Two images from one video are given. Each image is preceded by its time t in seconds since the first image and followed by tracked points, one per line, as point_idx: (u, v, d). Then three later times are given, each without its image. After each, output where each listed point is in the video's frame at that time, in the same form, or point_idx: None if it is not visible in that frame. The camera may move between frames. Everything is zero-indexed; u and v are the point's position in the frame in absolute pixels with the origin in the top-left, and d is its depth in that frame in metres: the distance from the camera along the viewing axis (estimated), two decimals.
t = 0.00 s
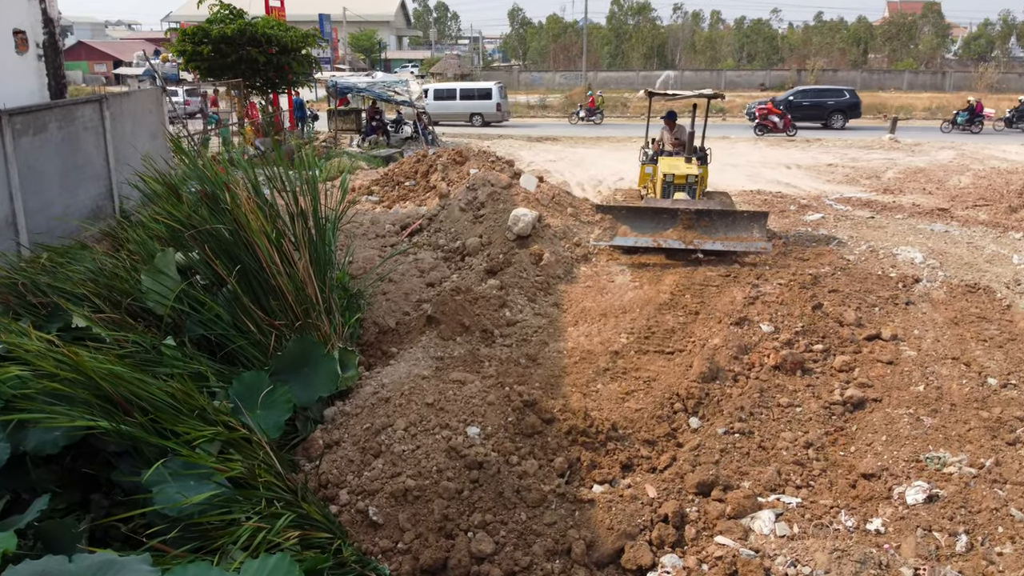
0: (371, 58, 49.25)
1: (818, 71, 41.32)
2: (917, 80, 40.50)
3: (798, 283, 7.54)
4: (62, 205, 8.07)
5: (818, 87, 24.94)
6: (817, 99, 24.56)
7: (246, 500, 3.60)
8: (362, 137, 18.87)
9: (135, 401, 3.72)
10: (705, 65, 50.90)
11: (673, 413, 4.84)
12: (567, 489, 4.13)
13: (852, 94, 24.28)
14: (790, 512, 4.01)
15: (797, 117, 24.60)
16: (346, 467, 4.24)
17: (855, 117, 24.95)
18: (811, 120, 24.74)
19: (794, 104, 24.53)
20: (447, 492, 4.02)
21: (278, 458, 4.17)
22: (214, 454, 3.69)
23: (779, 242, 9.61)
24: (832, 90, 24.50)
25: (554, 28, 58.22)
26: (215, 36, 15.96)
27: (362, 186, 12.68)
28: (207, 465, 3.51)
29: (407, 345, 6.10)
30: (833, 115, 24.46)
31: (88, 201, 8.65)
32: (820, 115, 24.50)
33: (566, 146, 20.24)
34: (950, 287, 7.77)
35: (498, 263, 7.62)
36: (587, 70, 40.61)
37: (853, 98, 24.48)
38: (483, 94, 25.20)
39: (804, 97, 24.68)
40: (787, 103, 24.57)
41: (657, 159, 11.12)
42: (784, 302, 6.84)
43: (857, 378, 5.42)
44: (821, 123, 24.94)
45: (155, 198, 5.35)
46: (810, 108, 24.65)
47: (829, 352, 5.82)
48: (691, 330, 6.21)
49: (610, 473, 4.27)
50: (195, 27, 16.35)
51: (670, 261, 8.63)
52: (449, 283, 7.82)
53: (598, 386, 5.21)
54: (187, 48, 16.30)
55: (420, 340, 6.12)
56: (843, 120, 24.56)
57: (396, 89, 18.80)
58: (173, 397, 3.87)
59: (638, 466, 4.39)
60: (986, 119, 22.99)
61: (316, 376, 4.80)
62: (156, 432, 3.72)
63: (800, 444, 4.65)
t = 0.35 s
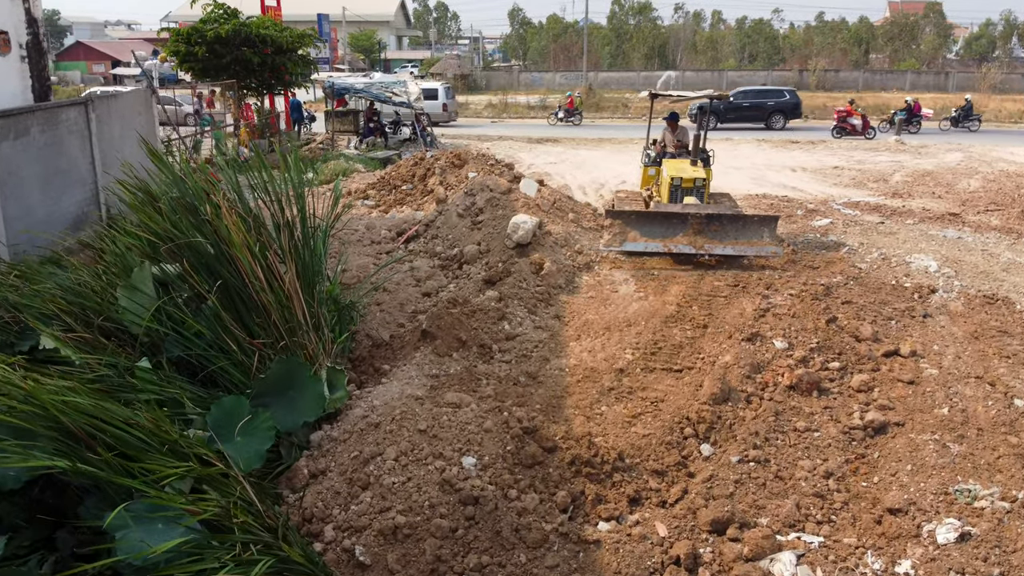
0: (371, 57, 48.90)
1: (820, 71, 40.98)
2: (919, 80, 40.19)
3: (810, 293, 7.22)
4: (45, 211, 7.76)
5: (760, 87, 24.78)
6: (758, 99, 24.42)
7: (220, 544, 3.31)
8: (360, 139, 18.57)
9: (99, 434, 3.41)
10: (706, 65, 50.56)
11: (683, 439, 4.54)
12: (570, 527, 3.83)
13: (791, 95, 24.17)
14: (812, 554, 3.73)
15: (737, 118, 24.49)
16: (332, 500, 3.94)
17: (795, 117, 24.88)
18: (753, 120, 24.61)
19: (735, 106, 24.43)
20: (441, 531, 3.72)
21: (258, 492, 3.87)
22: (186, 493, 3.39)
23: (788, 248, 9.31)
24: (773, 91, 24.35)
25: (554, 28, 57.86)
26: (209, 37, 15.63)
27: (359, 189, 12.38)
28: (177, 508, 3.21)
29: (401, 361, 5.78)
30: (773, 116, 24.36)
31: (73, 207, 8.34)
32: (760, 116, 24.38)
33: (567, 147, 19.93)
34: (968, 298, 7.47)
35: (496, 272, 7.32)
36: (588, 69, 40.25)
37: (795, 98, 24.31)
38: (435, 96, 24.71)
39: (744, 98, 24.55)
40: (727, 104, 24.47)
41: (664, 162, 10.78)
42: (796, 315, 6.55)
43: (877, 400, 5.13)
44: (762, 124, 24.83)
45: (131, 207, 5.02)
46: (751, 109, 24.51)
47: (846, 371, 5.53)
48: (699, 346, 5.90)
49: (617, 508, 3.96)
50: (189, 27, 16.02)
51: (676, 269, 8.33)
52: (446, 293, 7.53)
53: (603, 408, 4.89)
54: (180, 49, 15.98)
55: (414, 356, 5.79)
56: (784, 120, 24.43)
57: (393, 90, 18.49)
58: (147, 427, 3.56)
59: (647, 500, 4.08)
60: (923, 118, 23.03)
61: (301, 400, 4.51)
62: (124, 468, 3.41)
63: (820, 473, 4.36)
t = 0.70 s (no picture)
0: (371, 58, 48.55)
1: (824, 71, 40.66)
2: (924, 80, 39.85)
3: (836, 304, 6.92)
4: (37, 218, 7.44)
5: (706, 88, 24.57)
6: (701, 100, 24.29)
7: None
8: (362, 140, 18.29)
9: (85, 473, 3.10)
10: (709, 65, 50.22)
11: (715, 468, 4.25)
12: (599, 568, 3.53)
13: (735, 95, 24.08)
14: None
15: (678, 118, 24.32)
16: (340, 536, 3.64)
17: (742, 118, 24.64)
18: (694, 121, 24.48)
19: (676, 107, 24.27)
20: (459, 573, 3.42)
21: (260, 529, 3.58)
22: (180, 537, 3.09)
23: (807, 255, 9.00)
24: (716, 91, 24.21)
25: (555, 28, 57.52)
26: (209, 37, 15.31)
27: (362, 192, 12.07)
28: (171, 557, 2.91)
29: (409, 377, 5.45)
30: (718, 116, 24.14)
31: (67, 212, 8.03)
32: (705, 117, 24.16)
33: (572, 149, 19.63)
34: (999, 308, 7.17)
35: (507, 281, 6.99)
36: (590, 69, 39.88)
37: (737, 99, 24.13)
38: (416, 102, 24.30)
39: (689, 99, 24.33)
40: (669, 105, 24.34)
41: (677, 164, 10.48)
42: (823, 328, 6.26)
43: (918, 422, 4.85)
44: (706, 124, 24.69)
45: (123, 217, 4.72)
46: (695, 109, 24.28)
47: (882, 390, 5.24)
48: (724, 361, 5.60)
49: (649, 547, 3.66)
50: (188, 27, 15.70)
51: (692, 275, 8.03)
52: (455, 302, 7.22)
53: (627, 432, 4.58)
54: (179, 49, 15.69)
55: (424, 373, 5.46)
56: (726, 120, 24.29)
57: (396, 90, 18.17)
58: (139, 461, 3.26)
59: (680, 537, 3.78)
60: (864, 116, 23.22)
61: (305, 425, 4.22)
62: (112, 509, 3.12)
63: (864, 506, 4.10)
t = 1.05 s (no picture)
0: (371, 57, 48.23)
1: (827, 71, 40.39)
2: (928, 80, 39.56)
3: (863, 313, 6.66)
4: (32, 224, 7.17)
5: (646, 90, 24.59)
6: (643, 100, 24.21)
7: None
8: (364, 141, 18.01)
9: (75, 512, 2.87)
10: (711, 65, 49.89)
11: (751, 496, 4.01)
12: None
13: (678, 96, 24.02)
14: None
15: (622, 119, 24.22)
16: (352, 571, 3.38)
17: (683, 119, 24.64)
18: (638, 121, 24.39)
19: (621, 107, 24.16)
20: None
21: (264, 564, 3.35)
22: None
23: (826, 261, 8.75)
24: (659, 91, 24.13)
25: (556, 28, 57.18)
26: (210, 37, 15.02)
27: (366, 195, 11.79)
28: None
29: (420, 393, 5.15)
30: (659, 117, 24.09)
31: (63, 218, 7.75)
32: (646, 117, 24.09)
33: (577, 150, 19.36)
34: None
35: (519, 290, 6.71)
36: (592, 69, 39.55)
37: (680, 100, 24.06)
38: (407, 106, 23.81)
39: (630, 99, 24.23)
40: (614, 105, 24.25)
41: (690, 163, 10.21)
42: (852, 339, 6.00)
43: (961, 443, 4.60)
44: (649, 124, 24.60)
45: (118, 226, 4.45)
46: (638, 109, 24.23)
47: (919, 408, 5.00)
48: (751, 376, 5.33)
49: None
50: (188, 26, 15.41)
51: (709, 281, 7.78)
52: (465, 311, 6.96)
53: (655, 454, 4.32)
54: (179, 48, 15.37)
55: (436, 389, 5.16)
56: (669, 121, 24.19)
57: (400, 90, 17.84)
58: (136, 496, 3.03)
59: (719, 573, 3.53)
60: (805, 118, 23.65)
61: (311, 449, 3.94)
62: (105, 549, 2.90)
63: (912, 536, 3.86)
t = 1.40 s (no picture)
0: (372, 58, 47.91)
1: (831, 71, 40.10)
2: (932, 81, 39.23)
3: (888, 325, 6.39)
4: (20, 233, 6.85)
5: (590, 91, 24.47)
6: (587, 101, 24.05)
7: None
8: (365, 142, 17.70)
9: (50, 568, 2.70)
10: (713, 65, 49.53)
11: (783, 532, 3.78)
12: None
13: (622, 97, 23.94)
14: None
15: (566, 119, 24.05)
16: None
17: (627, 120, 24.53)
18: (582, 121, 24.24)
19: (565, 108, 23.99)
20: None
21: None
22: None
23: (843, 268, 8.48)
24: (603, 91, 24.00)
25: (557, 28, 56.82)
26: (208, 37, 14.71)
27: (368, 199, 11.47)
28: None
29: (425, 416, 4.83)
30: (602, 116, 23.97)
31: (53, 225, 7.44)
32: (590, 117, 23.95)
33: (581, 151, 19.06)
34: None
35: (528, 302, 6.39)
36: (594, 69, 39.22)
37: (624, 100, 23.95)
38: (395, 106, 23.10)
39: (576, 99, 24.07)
40: (558, 105, 24.07)
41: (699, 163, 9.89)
42: (878, 354, 5.73)
43: (1003, 470, 4.32)
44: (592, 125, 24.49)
45: (104, 242, 4.18)
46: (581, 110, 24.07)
47: (955, 432, 4.73)
48: (776, 396, 5.05)
49: None
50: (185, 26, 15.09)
51: (725, 290, 7.50)
52: (471, 324, 6.68)
53: (679, 486, 4.07)
54: (177, 49, 15.02)
55: (443, 411, 4.83)
56: (613, 122, 24.07)
57: (401, 91, 17.56)
58: (115, 546, 2.85)
59: None
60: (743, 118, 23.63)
61: (311, 482, 3.65)
62: None
63: None
